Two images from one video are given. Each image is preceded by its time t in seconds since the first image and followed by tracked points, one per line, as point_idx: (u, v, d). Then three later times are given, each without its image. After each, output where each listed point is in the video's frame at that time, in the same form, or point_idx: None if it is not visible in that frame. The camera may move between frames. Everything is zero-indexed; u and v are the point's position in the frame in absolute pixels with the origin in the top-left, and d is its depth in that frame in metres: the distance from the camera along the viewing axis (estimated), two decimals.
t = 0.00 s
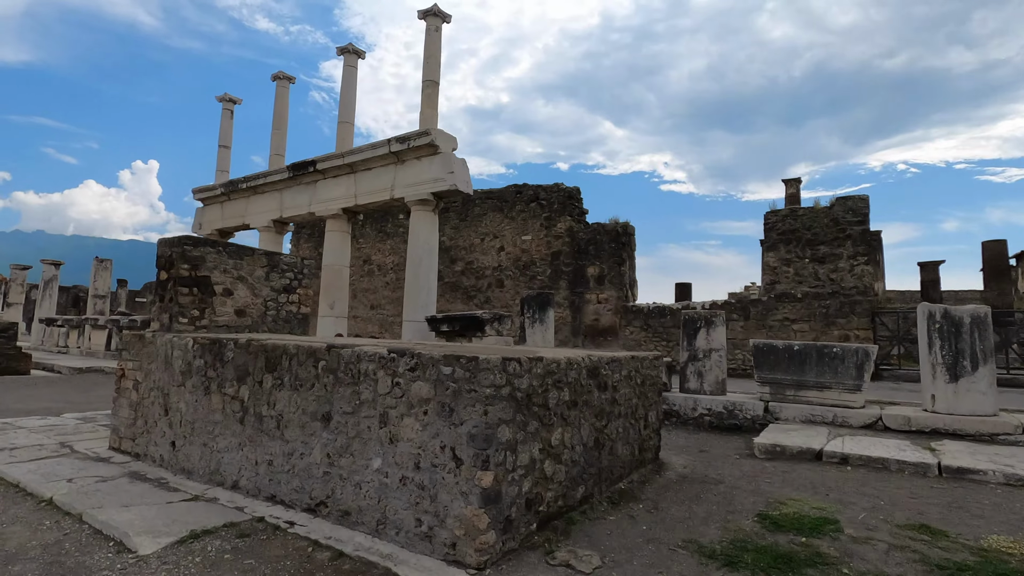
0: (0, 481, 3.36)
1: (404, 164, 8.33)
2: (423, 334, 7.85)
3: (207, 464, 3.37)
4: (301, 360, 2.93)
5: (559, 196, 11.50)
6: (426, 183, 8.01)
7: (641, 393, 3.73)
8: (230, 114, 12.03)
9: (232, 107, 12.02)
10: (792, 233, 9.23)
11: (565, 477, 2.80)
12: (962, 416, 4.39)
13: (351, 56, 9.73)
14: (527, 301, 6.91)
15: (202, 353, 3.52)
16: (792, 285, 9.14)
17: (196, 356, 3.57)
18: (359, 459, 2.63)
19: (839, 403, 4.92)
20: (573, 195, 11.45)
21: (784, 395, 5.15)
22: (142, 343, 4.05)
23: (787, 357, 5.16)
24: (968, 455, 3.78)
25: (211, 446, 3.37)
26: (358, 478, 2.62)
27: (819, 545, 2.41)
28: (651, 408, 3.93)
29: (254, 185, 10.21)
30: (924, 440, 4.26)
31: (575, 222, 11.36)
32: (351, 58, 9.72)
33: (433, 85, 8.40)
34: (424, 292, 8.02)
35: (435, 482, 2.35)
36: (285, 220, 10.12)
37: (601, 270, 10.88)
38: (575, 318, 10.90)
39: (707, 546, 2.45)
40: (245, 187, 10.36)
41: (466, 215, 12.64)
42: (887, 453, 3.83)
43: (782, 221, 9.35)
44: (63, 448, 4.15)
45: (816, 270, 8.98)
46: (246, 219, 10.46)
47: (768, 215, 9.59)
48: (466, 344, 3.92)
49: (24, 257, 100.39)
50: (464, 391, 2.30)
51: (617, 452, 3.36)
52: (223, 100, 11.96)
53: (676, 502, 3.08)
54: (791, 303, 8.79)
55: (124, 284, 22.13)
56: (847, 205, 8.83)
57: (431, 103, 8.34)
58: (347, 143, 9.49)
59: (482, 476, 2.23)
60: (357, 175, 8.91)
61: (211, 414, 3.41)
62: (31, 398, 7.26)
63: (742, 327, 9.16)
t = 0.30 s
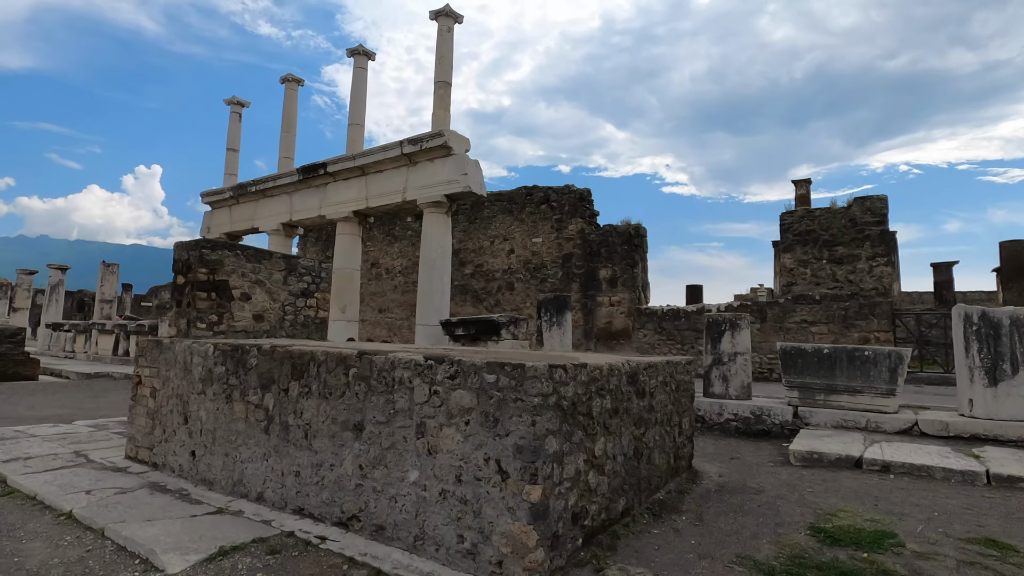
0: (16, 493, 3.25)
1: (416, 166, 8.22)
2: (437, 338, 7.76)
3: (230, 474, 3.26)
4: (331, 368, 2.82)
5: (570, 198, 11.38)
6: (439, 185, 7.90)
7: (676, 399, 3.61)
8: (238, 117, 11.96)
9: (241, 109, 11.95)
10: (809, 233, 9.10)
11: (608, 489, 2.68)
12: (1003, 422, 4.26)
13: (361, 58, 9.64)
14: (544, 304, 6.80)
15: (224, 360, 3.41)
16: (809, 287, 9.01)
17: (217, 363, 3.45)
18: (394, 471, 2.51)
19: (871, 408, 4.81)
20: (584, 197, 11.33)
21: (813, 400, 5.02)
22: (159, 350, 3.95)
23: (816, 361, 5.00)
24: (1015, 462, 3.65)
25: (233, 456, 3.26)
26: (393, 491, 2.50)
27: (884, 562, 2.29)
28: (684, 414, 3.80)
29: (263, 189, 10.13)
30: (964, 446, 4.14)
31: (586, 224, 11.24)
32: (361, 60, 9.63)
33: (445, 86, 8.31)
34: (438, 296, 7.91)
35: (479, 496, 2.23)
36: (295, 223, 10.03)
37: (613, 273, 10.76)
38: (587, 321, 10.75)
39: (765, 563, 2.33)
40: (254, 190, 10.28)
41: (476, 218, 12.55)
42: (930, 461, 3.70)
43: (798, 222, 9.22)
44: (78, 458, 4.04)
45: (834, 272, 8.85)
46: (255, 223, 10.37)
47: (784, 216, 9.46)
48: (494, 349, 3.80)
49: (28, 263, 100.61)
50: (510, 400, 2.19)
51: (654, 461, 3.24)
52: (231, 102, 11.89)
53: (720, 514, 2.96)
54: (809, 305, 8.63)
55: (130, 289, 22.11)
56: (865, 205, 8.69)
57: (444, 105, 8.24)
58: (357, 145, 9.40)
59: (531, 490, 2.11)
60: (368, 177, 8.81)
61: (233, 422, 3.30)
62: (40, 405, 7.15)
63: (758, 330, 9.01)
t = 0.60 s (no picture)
0: (24, 498, 3.11)
1: (425, 163, 8.09)
2: (448, 337, 7.63)
3: (247, 478, 3.13)
4: (355, 366, 2.69)
5: (578, 196, 11.26)
6: (449, 182, 7.77)
7: (707, 399, 3.48)
8: (243, 115, 11.83)
9: (245, 107, 11.82)
10: (823, 231, 8.98)
11: (648, 493, 2.55)
12: None
13: (368, 54, 9.51)
14: (558, 302, 6.68)
15: (239, 359, 3.28)
16: (824, 285, 8.89)
17: (232, 362, 3.32)
18: (425, 474, 2.38)
19: (901, 407, 4.68)
20: (592, 195, 11.20)
21: (840, 399, 4.89)
22: (171, 349, 3.82)
23: (842, 359, 4.88)
24: None
25: (250, 458, 3.13)
26: (425, 495, 2.37)
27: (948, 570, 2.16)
28: (715, 415, 3.67)
29: (268, 187, 10.00)
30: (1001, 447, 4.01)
31: (595, 222, 11.11)
32: (368, 56, 9.51)
33: (455, 81, 8.18)
34: (448, 294, 7.79)
35: (520, 502, 2.10)
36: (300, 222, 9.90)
37: (622, 271, 10.65)
38: (596, 321, 10.57)
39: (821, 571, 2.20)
40: (259, 188, 10.14)
41: (482, 216, 12.42)
42: (970, 461, 3.58)
43: (812, 220, 9.10)
44: (87, 460, 3.91)
45: (849, 270, 8.74)
46: (260, 221, 10.24)
47: (796, 214, 9.34)
48: (517, 347, 3.67)
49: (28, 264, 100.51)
50: (554, 399, 2.05)
51: (689, 463, 3.11)
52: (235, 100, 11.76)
53: (763, 519, 2.82)
54: (823, 303, 8.49)
55: (129, 288, 21.88)
56: (881, 202, 8.57)
57: (453, 100, 8.11)
58: (364, 142, 9.27)
59: (578, 495, 1.98)
60: (376, 175, 8.69)
61: (250, 423, 3.17)
62: (44, 406, 7.02)
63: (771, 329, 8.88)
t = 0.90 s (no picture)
0: (27, 508, 2.96)
1: (434, 160, 7.94)
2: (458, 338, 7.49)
3: (261, 487, 2.97)
4: (378, 371, 2.54)
5: (587, 195, 11.11)
6: (459, 180, 7.62)
7: (741, 405, 3.32)
8: (247, 113, 11.69)
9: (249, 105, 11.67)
10: (838, 231, 8.84)
11: (690, 506, 2.40)
12: None
13: (374, 50, 9.37)
14: (572, 303, 6.53)
15: (253, 362, 3.13)
16: (839, 285, 8.75)
17: (245, 365, 3.17)
18: (456, 487, 2.23)
19: (932, 412, 4.53)
20: (601, 194, 11.06)
21: (868, 403, 4.74)
22: (179, 351, 3.67)
23: (870, 362, 4.74)
24: None
25: (264, 467, 2.98)
26: (456, 510, 2.22)
27: None
28: (747, 421, 3.52)
29: (273, 185, 9.85)
30: None
31: (604, 221, 10.96)
32: (375, 52, 9.36)
33: (464, 77, 8.03)
34: (458, 295, 7.64)
35: (562, 519, 1.95)
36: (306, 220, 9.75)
37: (632, 271, 10.52)
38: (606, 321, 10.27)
39: None
40: (264, 186, 9.99)
41: (489, 215, 12.28)
42: (1014, 469, 3.42)
43: (826, 219, 8.95)
44: (91, 467, 3.76)
45: (865, 270, 8.60)
46: (264, 220, 10.08)
47: (810, 213, 9.19)
48: (542, 350, 3.51)
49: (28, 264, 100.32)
50: (599, 408, 1.91)
51: (726, 472, 2.96)
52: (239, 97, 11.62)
53: (807, 533, 2.67)
54: (839, 304, 8.34)
55: (130, 289, 21.70)
56: (897, 201, 8.43)
57: (462, 96, 7.96)
58: (371, 140, 9.12)
59: (628, 513, 1.83)
60: (384, 172, 8.54)
61: (264, 430, 3.02)
62: (46, 408, 6.87)
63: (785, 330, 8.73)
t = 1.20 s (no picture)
0: (37, 514, 2.84)
1: (444, 157, 7.81)
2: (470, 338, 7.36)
3: (281, 492, 2.85)
4: (409, 371, 2.41)
5: (597, 192, 10.97)
6: (471, 176, 7.49)
7: (780, 406, 3.19)
8: (252, 109, 11.55)
9: (254, 101, 11.54)
10: (853, 228, 8.70)
11: (740, 513, 2.26)
12: None
13: (382, 45, 9.23)
14: (588, 302, 6.40)
15: (272, 361, 3.00)
16: (855, 284, 8.61)
17: (263, 365, 3.04)
18: (496, 494, 2.10)
19: (966, 413, 4.39)
20: (611, 191, 10.92)
21: (899, 404, 4.61)
22: (193, 350, 3.54)
23: (899, 362, 4.62)
24: None
25: (285, 471, 2.85)
26: (496, 518, 2.09)
27: None
28: (783, 423, 3.38)
29: (280, 182, 9.72)
30: None
31: (613, 219, 10.82)
32: (383, 47, 9.23)
33: (475, 72, 7.89)
34: (469, 293, 7.50)
35: (616, 529, 1.82)
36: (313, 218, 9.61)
37: (643, 270, 10.38)
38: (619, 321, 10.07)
39: None
40: (270, 184, 9.87)
41: (496, 214, 12.15)
42: None
43: (842, 217, 8.81)
44: (101, 469, 3.63)
45: (881, 268, 8.46)
46: (271, 218, 9.96)
47: (824, 210, 9.05)
48: (571, 349, 3.37)
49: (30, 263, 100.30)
50: (657, 411, 1.77)
51: (768, 477, 2.83)
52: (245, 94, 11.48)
53: (859, 542, 2.53)
54: (855, 303, 8.21)
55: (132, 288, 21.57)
56: (915, 198, 8.29)
57: (473, 92, 7.82)
58: (380, 136, 8.99)
59: (691, 524, 1.69)
60: (393, 169, 8.41)
61: (284, 432, 2.89)
62: (50, 408, 6.73)
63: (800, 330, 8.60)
